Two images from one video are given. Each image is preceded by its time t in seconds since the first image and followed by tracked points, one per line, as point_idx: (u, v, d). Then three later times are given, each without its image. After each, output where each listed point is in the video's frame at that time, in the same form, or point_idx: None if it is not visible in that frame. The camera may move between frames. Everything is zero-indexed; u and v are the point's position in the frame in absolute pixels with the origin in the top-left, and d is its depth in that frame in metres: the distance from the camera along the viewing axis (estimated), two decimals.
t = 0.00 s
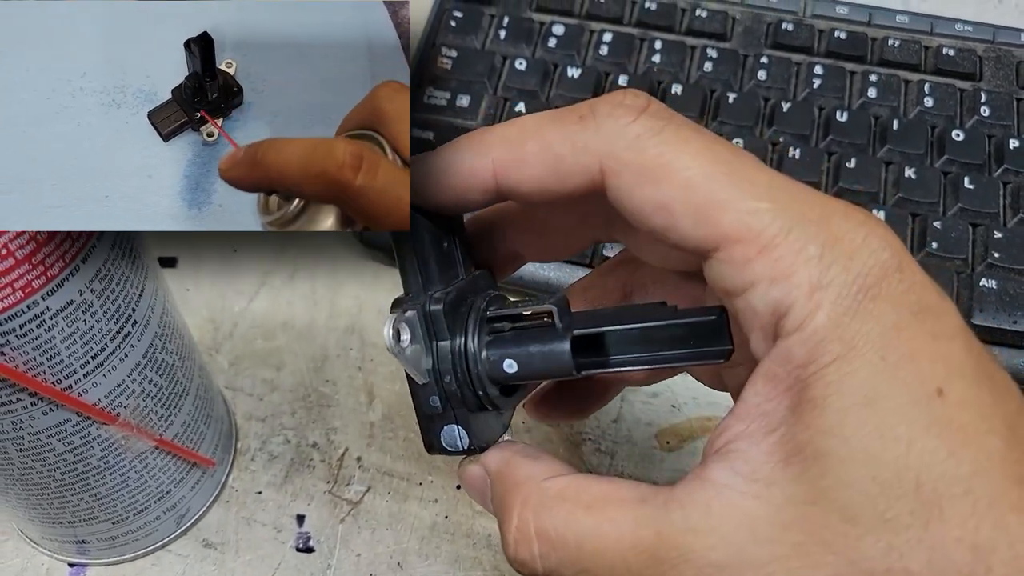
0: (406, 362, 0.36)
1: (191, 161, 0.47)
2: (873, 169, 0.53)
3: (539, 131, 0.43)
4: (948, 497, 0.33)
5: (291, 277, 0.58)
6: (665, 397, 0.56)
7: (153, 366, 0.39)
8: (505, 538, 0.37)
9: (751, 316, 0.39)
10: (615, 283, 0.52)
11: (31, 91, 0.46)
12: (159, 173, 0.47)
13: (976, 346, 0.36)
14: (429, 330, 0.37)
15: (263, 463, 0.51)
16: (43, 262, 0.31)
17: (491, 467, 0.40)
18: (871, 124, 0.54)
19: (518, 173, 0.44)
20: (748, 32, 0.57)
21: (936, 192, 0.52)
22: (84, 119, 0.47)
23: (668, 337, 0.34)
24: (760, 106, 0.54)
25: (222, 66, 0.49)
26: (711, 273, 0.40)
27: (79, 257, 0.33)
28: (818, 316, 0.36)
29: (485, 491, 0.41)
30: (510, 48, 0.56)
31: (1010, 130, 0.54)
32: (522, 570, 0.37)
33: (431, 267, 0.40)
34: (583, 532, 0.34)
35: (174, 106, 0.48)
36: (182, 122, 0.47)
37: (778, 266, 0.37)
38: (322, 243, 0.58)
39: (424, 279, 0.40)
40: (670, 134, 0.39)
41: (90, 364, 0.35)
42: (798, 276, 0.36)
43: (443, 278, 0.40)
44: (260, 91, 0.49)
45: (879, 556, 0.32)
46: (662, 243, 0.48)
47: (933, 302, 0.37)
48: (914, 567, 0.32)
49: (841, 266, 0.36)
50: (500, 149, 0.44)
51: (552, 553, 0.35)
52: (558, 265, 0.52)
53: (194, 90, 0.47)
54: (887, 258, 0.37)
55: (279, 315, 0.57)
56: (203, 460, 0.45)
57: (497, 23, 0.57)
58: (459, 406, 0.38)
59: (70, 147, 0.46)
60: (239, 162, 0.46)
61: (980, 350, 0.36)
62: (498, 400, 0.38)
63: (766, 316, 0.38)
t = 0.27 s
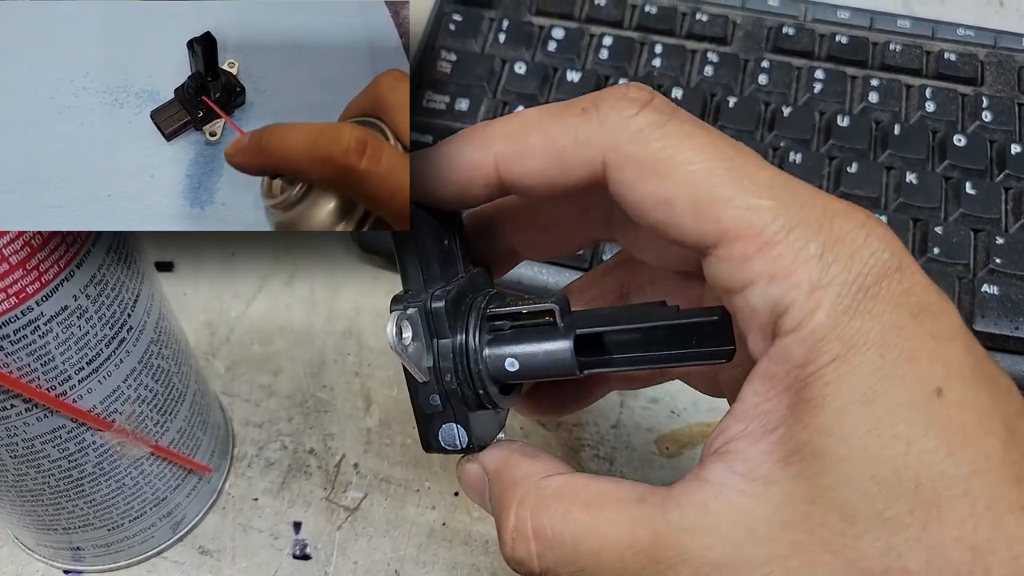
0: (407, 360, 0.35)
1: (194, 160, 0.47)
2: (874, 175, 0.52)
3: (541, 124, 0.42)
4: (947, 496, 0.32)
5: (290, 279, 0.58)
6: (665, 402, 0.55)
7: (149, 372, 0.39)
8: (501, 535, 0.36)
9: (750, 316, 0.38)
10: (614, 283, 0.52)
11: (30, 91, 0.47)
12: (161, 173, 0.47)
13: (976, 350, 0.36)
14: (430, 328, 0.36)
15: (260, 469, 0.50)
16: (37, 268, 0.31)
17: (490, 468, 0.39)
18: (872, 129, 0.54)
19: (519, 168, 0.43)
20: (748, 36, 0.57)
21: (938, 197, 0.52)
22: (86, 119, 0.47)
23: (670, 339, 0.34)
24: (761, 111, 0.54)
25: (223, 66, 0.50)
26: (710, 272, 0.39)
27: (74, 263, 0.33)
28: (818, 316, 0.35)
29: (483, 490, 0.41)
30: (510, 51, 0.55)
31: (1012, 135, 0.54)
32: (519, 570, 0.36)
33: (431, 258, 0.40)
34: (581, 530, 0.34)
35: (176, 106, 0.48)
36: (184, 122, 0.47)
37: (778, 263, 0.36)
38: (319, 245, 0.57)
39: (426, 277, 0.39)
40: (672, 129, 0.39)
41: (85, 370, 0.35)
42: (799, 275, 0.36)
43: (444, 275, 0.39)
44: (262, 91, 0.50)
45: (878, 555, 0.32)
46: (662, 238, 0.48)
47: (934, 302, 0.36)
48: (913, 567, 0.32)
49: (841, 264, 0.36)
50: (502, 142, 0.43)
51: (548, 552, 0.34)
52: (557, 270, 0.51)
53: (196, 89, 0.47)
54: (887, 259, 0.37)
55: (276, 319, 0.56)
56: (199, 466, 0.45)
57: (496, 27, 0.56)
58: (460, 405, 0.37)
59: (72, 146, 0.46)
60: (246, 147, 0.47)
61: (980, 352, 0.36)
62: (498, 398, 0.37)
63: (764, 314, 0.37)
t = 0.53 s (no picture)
0: (399, 353, 0.35)
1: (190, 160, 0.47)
2: (874, 180, 0.52)
3: (540, 125, 0.42)
4: (945, 487, 0.32)
5: (289, 284, 0.58)
6: (664, 408, 0.55)
7: (147, 377, 0.39)
8: (495, 536, 0.36)
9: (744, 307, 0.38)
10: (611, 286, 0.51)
11: (28, 90, 0.48)
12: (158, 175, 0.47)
13: (972, 345, 0.36)
14: (424, 325, 0.37)
15: (258, 475, 0.50)
16: (35, 274, 0.31)
17: (483, 468, 0.39)
18: (872, 134, 0.54)
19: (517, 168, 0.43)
20: (747, 42, 0.57)
21: (937, 202, 0.52)
22: (84, 121, 0.47)
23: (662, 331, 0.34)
24: (760, 115, 0.54)
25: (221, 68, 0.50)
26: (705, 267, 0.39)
27: (72, 268, 0.33)
28: (809, 311, 0.35)
29: (476, 491, 0.40)
30: (509, 56, 0.55)
31: (1011, 140, 0.54)
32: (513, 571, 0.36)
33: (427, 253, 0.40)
34: (577, 530, 0.33)
35: (175, 107, 0.48)
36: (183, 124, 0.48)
37: (772, 257, 0.36)
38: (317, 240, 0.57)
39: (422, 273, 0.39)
40: (666, 127, 0.39)
41: (83, 376, 0.35)
42: (792, 268, 0.36)
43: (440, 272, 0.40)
44: (261, 93, 0.50)
45: (878, 548, 0.31)
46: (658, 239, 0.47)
47: (926, 295, 0.36)
48: (913, 560, 0.31)
49: (835, 257, 0.36)
50: (500, 141, 0.43)
51: (544, 552, 0.34)
52: (556, 274, 0.51)
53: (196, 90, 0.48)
54: (881, 253, 0.36)
55: (274, 324, 0.56)
56: (198, 471, 0.45)
57: (495, 32, 0.56)
58: (453, 403, 0.37)
59: (71, 148, 0.46)
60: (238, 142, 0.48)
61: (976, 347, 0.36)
62: (491, 398, 0.37)
63: (758, 309, 0.37)
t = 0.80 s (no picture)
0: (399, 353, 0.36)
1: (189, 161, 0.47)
2: (873, 179, 0.52)
3: (541, 126, 0.42)
4: (951, 486, 0.32)
5: (288, 285, 0.58)
6: (664, 408, 0.55)
7: (144, 377, 0.39)
8: (498, 536, 0.36)
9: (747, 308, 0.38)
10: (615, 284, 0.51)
11: (28, 91, 0.48)
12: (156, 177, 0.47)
13: (974, 343, 0.36)
14: (426, 326, 0.37)
15: (257, 474, 0.50)
16: (30, 272, 0.31)
17: (485, 468, 0.39)
18: (871, 132, 0.54)
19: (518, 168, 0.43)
20: (747, 41, 0.57)
21: (937, 200, 0.52)
22: (84, 123, 0.47)
23: (672, 327, 0.34)
24: (759, 115, 0.54)
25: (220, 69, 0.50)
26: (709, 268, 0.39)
27: (68, 267, 0.33)
28: (809, 310, 0.35)
29: (479, 491, 0.40)
30: (508, 56, 0.55)
31: (1011, 138, 0.54)
32: (515, 570, 0.36)
33: (429, 252, 0.40)
34: (579, 528, 0.33)
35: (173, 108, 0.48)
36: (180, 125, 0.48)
37: (774, 256, 0.36)
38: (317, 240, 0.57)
39: (424, 273, 0.40)
40: (668, 126, 0.39)
41: (80, 374, 0.35)
42: (794, 267, 0.36)
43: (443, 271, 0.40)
44: (260, 94, 0.49)
45: (881, 546, 0.31)
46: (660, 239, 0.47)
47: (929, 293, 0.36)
48: (917, 558, 0.31)
49: (837, 256, 0.36)
50: (501, 144, 0.43)
51: (546, 551, 0.34)
52: (556, 275, 0.51)
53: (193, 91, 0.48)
54: (881, 250, 0.36)
55: (274, 325, 0.56)
56: (196, 471, 0.45)
57: (494, 32, 0.56)
58: (455, 403, 0.38)
59: (71, 150, 0.46)
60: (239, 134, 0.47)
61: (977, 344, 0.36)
62: (493, 398, 0.38)
63: (762, 309, 0.37)
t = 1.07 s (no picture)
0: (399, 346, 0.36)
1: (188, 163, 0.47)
2: (871, 181, 0.52)
3: (542, 123, 0.42)
4: (952, 481, 0.32)
5: (287, 286, 0.58)
6: (663, 410, 0.55)
7: (143, 379, 0.39)
8: (500, 530, 0.36)
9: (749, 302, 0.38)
10: (620, 278, 0.52)
11: (26, 93, 0.49)
12: (153, 178, 0.47)
13: (975, 339, 0.36)
14: (428, 321, 0.37)
15: (256, 476, 0.50)
16: (28, 274, 0.31)
17: (489, 463, 0.39)
18: (870, 134, 0.54)
19: (521, 164, 0.43)
20: (745, 42, 0.57)
21: (935, 202, 0.52)
22: (82, 124, 0.48)
23: (674, 322, 0.34)
24: (758, 116, 0.54)
25: (217, 69, 0.50)
26: (711, 262, 0.39)
27: (66, 269, 0.33)
28: (813, 303, 0.35)
29: (482, 486, 0.41)
30: (507, 58, 0.55)
31: (1009, 140, 0.54)
32: (517, 565, 0.36)
33: (433, 246, 0.40)
34: (580, 522, 0.33)
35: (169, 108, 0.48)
36: (178, 126, 0.48)
37: (775, 251, 0.36)
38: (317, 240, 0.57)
39: (428, 269, 0.40)
40: (670, 122, 0.39)
41: (79, 376, 0.35)
42: (796, 262, 0.36)
43: (448, 266, 0.40)
44: (258, 95, 0.49)
45: (881, 541, 0.31)
46: (663, 232, 0.47)
47: (930, 288, 0.36)
48: (917, 552, 0.31)
49: (839, 250, 0.36)
50: (503, 140, 0.43)
51: (547, 545, 0.34)
52: (553, 276, 0.51)
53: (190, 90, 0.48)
54: (884, 246, 0.36)
55: (273, 326, 0.56)
56: (195, 473, 0.45)
57: (493, 34, 0.56)
58: (458, 397, 0.38)
59: (69, 150, 0.47)
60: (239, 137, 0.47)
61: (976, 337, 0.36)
62: (496, 393, 0.38)
63: (763, 303, 0.37)
